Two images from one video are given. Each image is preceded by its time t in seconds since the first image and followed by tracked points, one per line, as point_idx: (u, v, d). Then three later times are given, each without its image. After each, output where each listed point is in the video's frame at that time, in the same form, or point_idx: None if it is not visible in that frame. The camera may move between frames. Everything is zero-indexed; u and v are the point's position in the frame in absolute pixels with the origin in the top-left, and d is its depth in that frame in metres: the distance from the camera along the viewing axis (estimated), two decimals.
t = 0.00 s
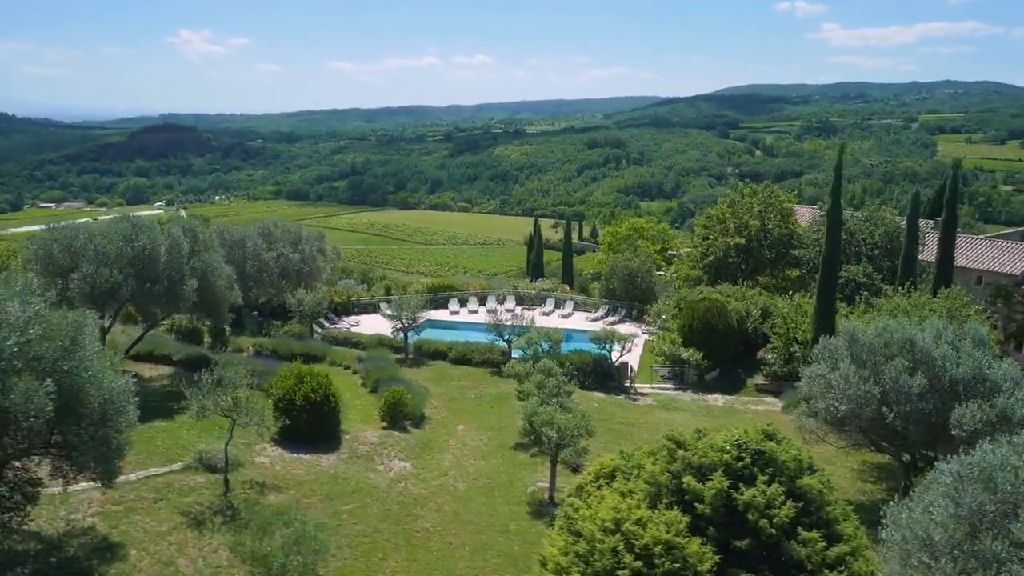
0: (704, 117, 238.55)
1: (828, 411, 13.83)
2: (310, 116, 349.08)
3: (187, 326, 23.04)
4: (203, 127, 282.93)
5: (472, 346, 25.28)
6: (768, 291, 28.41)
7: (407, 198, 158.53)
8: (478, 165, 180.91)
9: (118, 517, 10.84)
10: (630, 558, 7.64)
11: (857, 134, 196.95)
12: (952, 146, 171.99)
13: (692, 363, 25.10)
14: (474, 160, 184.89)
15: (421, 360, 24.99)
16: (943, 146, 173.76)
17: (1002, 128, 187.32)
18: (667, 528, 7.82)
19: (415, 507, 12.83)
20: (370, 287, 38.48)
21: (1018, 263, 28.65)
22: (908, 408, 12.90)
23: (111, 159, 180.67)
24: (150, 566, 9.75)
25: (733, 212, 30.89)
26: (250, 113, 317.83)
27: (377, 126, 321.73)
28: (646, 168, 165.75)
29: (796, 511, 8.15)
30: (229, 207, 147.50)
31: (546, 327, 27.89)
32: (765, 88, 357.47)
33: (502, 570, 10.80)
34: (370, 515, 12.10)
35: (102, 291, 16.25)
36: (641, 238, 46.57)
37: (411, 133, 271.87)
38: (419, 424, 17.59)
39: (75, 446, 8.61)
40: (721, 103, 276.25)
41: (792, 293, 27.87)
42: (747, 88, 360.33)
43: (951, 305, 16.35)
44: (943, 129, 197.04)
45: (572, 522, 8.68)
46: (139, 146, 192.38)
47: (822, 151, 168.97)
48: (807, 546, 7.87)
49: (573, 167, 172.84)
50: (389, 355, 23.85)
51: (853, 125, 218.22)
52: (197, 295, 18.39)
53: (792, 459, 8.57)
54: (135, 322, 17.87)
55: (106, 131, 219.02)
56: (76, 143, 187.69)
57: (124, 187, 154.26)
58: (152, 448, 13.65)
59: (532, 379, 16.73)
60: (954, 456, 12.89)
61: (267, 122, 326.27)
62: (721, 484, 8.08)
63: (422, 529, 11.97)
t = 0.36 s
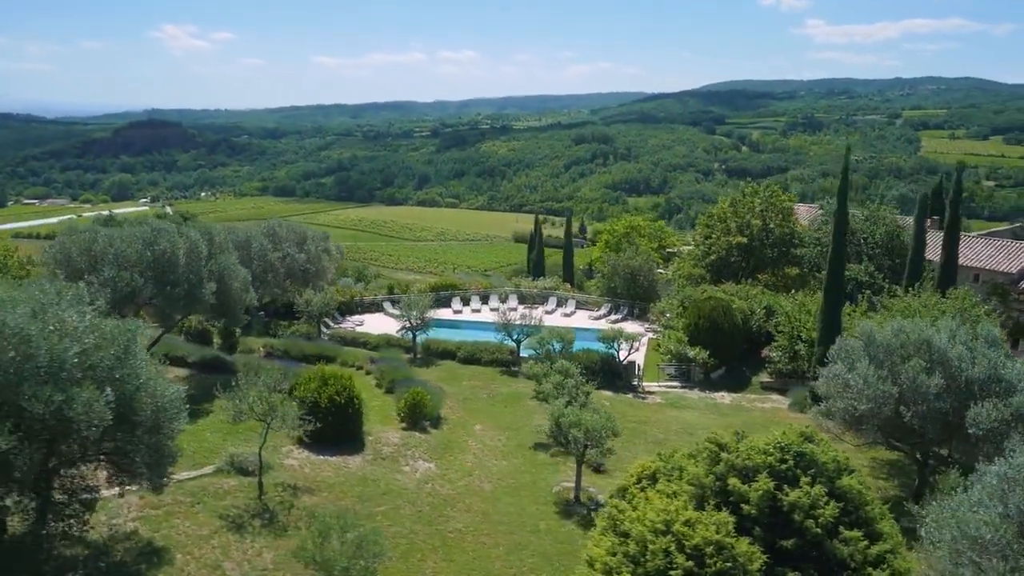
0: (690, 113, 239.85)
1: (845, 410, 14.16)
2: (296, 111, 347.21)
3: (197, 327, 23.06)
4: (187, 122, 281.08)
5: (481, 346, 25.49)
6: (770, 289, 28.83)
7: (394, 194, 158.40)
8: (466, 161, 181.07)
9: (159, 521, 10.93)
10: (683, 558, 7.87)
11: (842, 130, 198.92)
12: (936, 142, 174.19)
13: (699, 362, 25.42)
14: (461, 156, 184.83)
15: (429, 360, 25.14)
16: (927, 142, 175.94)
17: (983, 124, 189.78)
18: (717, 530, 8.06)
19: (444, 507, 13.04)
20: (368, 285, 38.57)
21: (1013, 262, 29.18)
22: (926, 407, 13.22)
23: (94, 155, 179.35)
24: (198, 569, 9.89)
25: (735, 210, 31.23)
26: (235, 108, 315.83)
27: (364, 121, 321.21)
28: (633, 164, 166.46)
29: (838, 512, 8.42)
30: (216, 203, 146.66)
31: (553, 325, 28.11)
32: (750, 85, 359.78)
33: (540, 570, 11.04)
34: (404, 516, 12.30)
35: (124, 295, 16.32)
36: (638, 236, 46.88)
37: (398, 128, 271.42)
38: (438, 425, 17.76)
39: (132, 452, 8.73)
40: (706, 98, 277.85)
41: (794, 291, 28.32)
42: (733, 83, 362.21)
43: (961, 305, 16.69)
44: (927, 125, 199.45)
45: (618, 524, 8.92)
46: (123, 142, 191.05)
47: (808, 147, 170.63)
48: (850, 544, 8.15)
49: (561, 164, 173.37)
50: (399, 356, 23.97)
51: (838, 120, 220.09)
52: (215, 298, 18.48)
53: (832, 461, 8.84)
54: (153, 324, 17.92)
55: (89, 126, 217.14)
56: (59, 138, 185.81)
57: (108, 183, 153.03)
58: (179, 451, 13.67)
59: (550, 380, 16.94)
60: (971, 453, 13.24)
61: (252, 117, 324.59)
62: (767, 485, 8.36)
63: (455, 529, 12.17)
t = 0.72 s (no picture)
0: (675, 108, 241.07)
1: (860, 409, 14.57)
2: (280, 107, 345.31)
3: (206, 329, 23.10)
4: (169, 118, 278.95)
5: (489, 346, 25.73)
6: (771, 288, 29.30)
7: (381, 190, 158.26)
8: (453, 156, 181.10)
9: (199, 525, 11.08)
10: (730, 558, 8.17)
11: (827, 125, 200.86)
12: (919, 137, 176.53)
13: (704, 360, 25.85)
14: (448, 152, 184.77)
15: (439, 359, 25.32)
16: (910, 137, 178.25)
17: (965, 119, 192.40)
18: (759, 526, 8.42)
19: (473, 508, 13.30)
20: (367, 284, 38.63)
21: (1009, 260, 29.77)
22: (940, 406, 13.57)
23: (76, 151, 177.58)
24: (245, 571, 10.09)
25: (736, 211, 31.65)
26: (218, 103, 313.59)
27: (349, 117, 320.36)
28: (620, 160, 167.23)
29: (874, 510, 8.75)
30: (201, 200, 145.99)
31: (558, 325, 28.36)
32: (735, 80, 361.71)
33: (576, 569, 11.30)
34: (437, 518, 12.55)
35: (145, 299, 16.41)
36: (635, 234, 47.12)
37: (384, 124, 270.96)
38: (456, 426, 17.99)
39: (186, 456, 8.90)
40: (692, 94, 279.35)
41: (796, 289, 28.79)
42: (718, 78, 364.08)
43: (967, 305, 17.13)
44: (910, 121, 201.92)
45: (660, 523, 9.25)
46: (106, 138, 189.39)
47: (793, 143, 172.18)
48: (887, 542, 8.45)
49: (548, 159, 173.80)
50: (411, 356, 24.12)
51: (822, 116, 222.06)
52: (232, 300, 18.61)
53: (866, 461, 9.17)
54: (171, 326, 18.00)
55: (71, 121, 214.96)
56: (41, 135, 184.14)
57: (92, 179, 151.91)
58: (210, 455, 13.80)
59: (569, 381, 17.22)
60: (983, 450, 13.62)
61: (236, 113, 322.62)
62: (806, 486, 8.67)
63: (487, 529, 12.43)
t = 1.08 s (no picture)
0: (662, 104, 242.24)
1: (873, 409, 14.96)
2: (263, 103, 343.16)
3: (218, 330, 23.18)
4: (152, 114, 276.96)
5: (496, 346, 25.99)
6: (771, 287, 29.72)
7: (368, 186, 158.01)
8: (441, 152, 181.20)
9: (238, 528, 11.25)
10: (771, 559, 8.48)
11: (812, 121, 202.75)
12: (903, 133, 178.73)
13: (709, 359, 26.06)
14: (435, 148, 184.65)
15: (447, 360, 25.49)
16: (894, 133, 180.38)
17: (947, 115, 195.01)
18: (796, 527, 8.76)
19: (501, 508, 13.57)
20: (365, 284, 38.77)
21: (1004, 259, 30.32)
22: (952, 405, 13.96)
23: (58, 148, 176.08)
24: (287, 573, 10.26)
25: (736, 211, 32.06)
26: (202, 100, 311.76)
27: (334, 113, 319.33)
28: (607, 156, 167.95)
29: (905, 507, 9.08)
30: (187, 197, 145.15)
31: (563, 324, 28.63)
32: (720, 76, 363.47)
33: (609, 568, 11.61)
34: (468, 518, 12.82)
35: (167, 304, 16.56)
36: (632, 233, 47.48)
37: (370, 120, 270.17)
38: (473, 427, 18.25)
39: (238, 464, 9.07)
40: (678, 90, 280.78)
41: (795, 288, 29.20)
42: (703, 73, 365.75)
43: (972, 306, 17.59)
44: (895, 116, 204.23)
45: (698, 524, 9.57)
46: (89, 134, 187.91)
47: (779, 140, 173.83)
48: (918, 540, 8.76)
49: (536, 155, 174.35)
50: (421, 358, 24.28)
51: (807, 112, 223.96)
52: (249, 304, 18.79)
53: (895, 462, 9.51)
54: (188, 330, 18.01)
55: (52, 117, 213.04)
56: (22, 132, 182.40)
57: (76, 176, 150.57)
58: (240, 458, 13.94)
59: (584, 381, 17.58)
60: (995, 449, 14.02)
61: (220, 109, 320.86)
62: (839, 486, 9.04)
63: (516, 529, 12.70)
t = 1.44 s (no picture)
0: (648, 100, 243.34)
1: (886, 410, 15.34)
2: (247, 98, 341.06)
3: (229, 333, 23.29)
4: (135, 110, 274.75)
5: (504, 347, 26.25)
6: (772, 286, 30.14)
7: (355, 183, 157.77)
8: (428, 148, 181.13)
9: (275, 532, 11.41)
10: (810, 559, 8.81)
11: (797, 117, 204.41)
12: (888, 129, 180.75)
13: (714, 358, 26.43)
14: (422, 144, 184.54)
15: (456, 360, 25.71)
16: (879, 129, 182.37)
17: (931, 111, 197.30)
18: (830, 527, 9.10)
19: (526, 510, 13.84)
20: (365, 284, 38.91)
21: (999, 257, 30.87)
22: (964, 405, 14.38)
23: (41, 145, 174.56)
24: None
25: (737, 212, 32.48)
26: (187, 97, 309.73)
27: (321, 109, 318.24)
28: (595, 152, 168.68)
29: (935, 507, 9.42)
30: (173, 195, 144.48)
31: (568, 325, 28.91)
32: (705, 71, 365.10)
33: (639, 567, 11.94)
34: (497, 521, 13.08)
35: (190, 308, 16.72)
36: (629, 233, 47.81)
37: (357, 116, 269.50)
38: (489, 429, 18.49)
39: (291, 475, 9.29)
40: (665, 86, 282.07)
41: (796, 288, 29.63)
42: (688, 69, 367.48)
43: (979, 307, 18.00)
44: (879, 113, 206.39)
45: (732, 526, 9.90)
46: (72, 131, 186.36)
47: (765, 136, 175.30)
48: (947, 539, 9.12)
49: (524, 152, 174.77)
50: (431, 358, 24.50)
51: (792, 107, 225.71)
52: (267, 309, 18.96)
53: (924, 464, 9.84)
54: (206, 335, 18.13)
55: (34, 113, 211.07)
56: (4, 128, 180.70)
57: (59, 173, 149.27)
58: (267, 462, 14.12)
59: (601, 384, 17.87)
60: (1006, 447, 14.45)
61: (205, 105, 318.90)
62: (872, 489, 9.38)
63: (544, 531, 12.98)
